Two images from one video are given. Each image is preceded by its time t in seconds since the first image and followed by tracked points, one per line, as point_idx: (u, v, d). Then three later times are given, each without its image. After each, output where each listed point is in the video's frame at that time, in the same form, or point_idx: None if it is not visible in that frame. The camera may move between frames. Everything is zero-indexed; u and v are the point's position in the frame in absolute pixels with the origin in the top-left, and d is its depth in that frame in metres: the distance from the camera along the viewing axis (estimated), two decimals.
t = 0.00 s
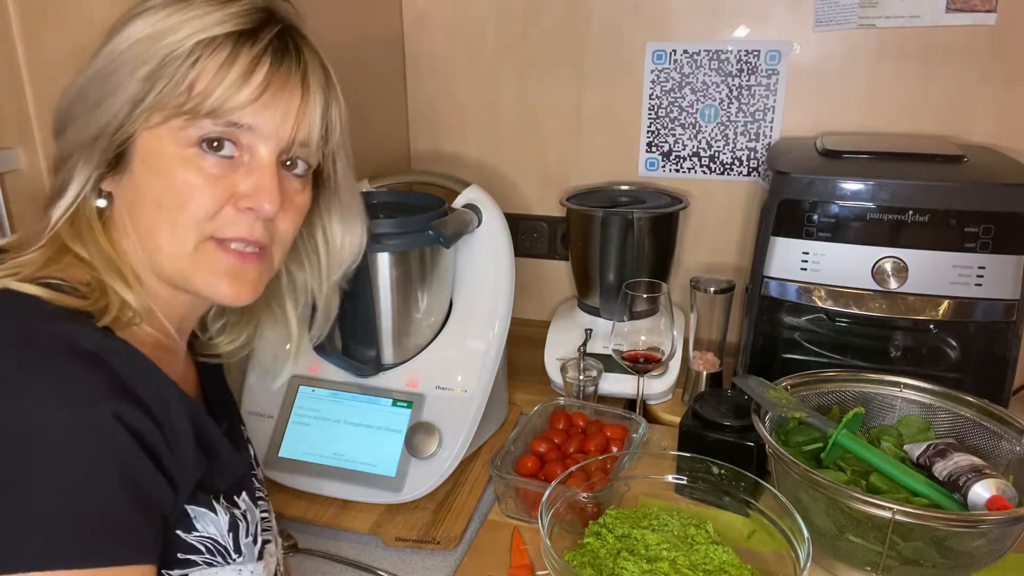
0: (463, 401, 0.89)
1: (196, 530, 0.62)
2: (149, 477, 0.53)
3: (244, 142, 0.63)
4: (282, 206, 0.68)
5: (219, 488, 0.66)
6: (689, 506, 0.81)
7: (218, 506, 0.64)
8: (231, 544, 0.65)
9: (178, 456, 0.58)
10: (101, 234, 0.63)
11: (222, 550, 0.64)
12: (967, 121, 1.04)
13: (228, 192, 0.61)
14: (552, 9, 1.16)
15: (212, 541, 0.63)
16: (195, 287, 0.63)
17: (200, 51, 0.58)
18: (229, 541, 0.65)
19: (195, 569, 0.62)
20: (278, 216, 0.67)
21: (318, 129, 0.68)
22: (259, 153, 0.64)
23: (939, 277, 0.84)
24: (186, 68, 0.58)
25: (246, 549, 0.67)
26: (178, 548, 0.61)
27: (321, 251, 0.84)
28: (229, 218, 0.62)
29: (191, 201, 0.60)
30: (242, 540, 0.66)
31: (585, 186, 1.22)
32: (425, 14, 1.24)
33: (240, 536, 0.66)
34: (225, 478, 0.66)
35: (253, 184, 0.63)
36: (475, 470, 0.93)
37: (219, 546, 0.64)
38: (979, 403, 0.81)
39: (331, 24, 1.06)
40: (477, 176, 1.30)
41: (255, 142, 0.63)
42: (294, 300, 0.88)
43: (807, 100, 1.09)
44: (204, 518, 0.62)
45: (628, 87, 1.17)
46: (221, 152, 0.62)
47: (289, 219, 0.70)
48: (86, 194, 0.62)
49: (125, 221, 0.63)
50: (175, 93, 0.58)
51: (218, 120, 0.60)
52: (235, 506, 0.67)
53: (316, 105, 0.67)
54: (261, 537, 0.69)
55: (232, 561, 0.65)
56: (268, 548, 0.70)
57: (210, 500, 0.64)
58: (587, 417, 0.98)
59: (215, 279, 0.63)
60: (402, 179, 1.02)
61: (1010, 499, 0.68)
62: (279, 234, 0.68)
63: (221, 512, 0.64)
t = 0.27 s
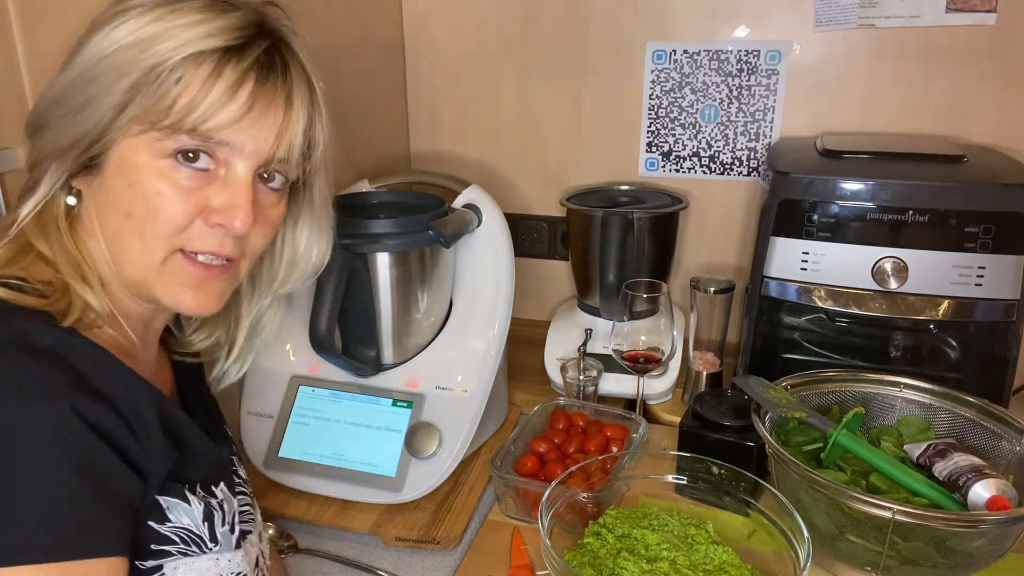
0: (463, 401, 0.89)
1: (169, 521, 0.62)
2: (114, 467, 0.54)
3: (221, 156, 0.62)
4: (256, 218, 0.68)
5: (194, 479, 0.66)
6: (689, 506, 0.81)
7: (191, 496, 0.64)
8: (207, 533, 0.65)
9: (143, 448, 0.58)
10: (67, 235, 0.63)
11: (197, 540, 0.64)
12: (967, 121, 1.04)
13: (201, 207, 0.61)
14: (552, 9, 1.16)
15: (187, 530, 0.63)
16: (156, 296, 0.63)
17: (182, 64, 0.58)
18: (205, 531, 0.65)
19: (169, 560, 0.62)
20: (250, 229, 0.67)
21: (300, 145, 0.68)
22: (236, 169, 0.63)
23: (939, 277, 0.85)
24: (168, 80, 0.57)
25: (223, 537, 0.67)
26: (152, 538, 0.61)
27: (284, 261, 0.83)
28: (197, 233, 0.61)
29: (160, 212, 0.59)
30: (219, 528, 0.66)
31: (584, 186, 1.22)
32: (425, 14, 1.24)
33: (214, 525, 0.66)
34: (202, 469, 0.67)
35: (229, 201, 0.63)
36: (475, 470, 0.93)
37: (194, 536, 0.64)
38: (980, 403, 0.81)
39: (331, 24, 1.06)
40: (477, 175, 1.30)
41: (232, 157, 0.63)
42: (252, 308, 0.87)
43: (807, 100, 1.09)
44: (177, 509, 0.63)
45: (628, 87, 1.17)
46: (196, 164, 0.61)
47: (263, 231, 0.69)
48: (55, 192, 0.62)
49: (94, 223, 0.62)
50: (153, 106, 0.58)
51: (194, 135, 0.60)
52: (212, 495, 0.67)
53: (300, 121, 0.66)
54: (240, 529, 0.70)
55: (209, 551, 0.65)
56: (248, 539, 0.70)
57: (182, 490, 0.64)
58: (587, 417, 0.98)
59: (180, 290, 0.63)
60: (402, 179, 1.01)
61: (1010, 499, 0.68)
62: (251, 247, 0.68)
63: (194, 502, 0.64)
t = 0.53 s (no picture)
0: (463, 400, 0.89)
1: (139, 507, 0.60)
2: (76, 452, 0.53)
3: (186, 127, 0.62)
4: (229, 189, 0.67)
5: (167, 464, 0.64)
6: (689, 506, 0.81)
7: (163, 482, 0.62)
8: (178, 519, 0.63)
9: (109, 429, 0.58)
10: (49, 229, 0.62)
11: (167, 526, 0.62)
12: (967, 121, 1.04)
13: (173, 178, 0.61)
14: (552, 9, 1.16)
15: (157, 516, 0.61)
16: (142, 280, 0.62)
17: (138, 38, 0.57)
18: (176, 517, 0.63)
19: (137, 545, 0.60)
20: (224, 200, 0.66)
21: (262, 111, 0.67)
22: (202, 136, 0.63)
23: (939, 277, 0.84)
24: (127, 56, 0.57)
25: (195, 525, 0.65)
26: (119, 523, 0.59)
27: (269, 233, 0.82)
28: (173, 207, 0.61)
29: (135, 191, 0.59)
30: (191, 515, 0.65)
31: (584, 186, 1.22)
32: (425, 14, 1.24)
33: (187, 512, 0.64)
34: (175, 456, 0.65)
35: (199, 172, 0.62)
36: (475, 470, 0.93)
37: (164, 522, 0.62)
38: (980, 403, 0.81)
39: (332, 24, 1.06)
40: (477, 175, 1.30)
41: (197, 125, 0.62)
42: (245, 286, 0.85)
43: (807, 100, 1.09)
44: (147, 494, 0.61)
45: (628, 87, 1.17)
46: (162, 137, 0.61)
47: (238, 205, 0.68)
48: (32, 187, 0.61)
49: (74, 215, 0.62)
50: (114, 82, 0.57)
51: (155, 106, 0.59)
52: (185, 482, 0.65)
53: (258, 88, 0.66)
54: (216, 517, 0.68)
55: (180, 537, 0.63)
56: (221, 527, 0.68)
57: (153, 476, 0.62)
58: (587, 417, 0.98)
59: (163, 270, 0.62)
60: (402, 179, 1.02)
61: (1010, 499, 0.68)
62: (226, 220, 0.67)
63: (165, 488, 0.62)
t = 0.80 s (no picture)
0: (463, 400, 0.89)
1: (126, 493, 0.60)
2: (56, 422, 0.53)
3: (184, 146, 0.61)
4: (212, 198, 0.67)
5: (153, 450, 0.64)
6: (689, 506, 0.80)
7: (148, 469, 0.62)
8: (166, 504, 0.63)
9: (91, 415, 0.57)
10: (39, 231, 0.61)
11: (156, 511, 0.62)
12: (967, 121, 1.04)
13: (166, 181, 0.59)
14: (551, 8, 1.16)
15: (144, 501, 0.61)
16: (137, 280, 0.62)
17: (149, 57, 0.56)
18: (163, 503, 0.63)
19: (128, 531, 0.60)
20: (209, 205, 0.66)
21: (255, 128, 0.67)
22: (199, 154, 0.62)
23: (939, 277, 0.85)
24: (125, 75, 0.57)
25: (182, 510, 0.65)
26: (107, 510, 0.59)
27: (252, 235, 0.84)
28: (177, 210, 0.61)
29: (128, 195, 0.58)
30: (177, 500, 0.64)
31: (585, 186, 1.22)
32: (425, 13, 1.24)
33: (173, 498, 0.64)
34: (161, 443, 0.65)
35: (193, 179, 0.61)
36: (475, 470, 0.93)
37: (152, 508, 0.62)
38: (980, 403, 0.81)
39: (331, 24, 1.06)
40: (477, 175, 1.30)
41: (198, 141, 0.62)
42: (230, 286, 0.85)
43: (807, 100, 1.09)
44: (134, 481, 0.61)
45: (628, 87, 1.17)
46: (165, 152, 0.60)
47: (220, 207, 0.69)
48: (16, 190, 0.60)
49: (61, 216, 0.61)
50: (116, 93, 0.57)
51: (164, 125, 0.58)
52: (171, 468, 0.65)
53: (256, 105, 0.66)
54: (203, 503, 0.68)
55: (168, 522, 0.63)
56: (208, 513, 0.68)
57: (138, 462, 0.62)
58: (587, 417, 0.98)
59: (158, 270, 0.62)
60: (402, 179, 1.02)
61: (1010, 499, 0.68)
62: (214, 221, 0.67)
63: (152, 474, 0.62)
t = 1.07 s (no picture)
0: (463, 400, 0.89)
1: (47, 495, 0.57)
2: None
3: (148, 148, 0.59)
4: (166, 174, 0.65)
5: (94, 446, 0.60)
6: (689, 506, 0.80)
7: (70, 466, 0.59)
8: (93, 503, 0.60)
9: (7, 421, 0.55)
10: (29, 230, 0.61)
11: (81, 511, 0.59)
12: (967, 121, 1.04)
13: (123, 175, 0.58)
14: (551, 8, 1.16)
15: (67, 502, 0.58)
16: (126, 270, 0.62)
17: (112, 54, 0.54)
18: (89, 501, 0.59)
19: (52, 535, 0.58)
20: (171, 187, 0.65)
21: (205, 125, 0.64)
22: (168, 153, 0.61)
23: (939, 277, 0.85)
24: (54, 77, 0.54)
25: (113, 506, 0.61)
26: (27, 516, 0.57)
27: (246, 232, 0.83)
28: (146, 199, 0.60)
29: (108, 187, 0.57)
30: (106, 497, 0.60)
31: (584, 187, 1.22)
32: (425, 13, 1.24)
33: (101, 495, 0.60)
34: (93, 434, 0.60)
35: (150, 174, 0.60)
36: (475, 470, 0.93)
37: (77, 508, 0.59)
38: (980, 403, 0.81)
39: (331, 24, 1.06)
40: (477, 175, 1.30)
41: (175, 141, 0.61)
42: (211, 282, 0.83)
43: (807, 100, 1.09)
44: (54, 481, 0.58)
45: (628, 88, 1.17)
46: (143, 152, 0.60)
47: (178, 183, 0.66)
48: None
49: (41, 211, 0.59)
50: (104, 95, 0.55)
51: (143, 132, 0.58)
52: (105, 461, 0.61)
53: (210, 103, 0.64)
54: (145, 498, 0.63)
55: (97, 521, 0.60)
56: (152, 507, 0.64)
57: (60, 460, 0.58)
58: (587, 417, 0.98)
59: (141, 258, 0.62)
60: (402, 180, 1.02)
61: (1010, 499, 0.68)
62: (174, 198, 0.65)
63: (75, 471, 0.59)
